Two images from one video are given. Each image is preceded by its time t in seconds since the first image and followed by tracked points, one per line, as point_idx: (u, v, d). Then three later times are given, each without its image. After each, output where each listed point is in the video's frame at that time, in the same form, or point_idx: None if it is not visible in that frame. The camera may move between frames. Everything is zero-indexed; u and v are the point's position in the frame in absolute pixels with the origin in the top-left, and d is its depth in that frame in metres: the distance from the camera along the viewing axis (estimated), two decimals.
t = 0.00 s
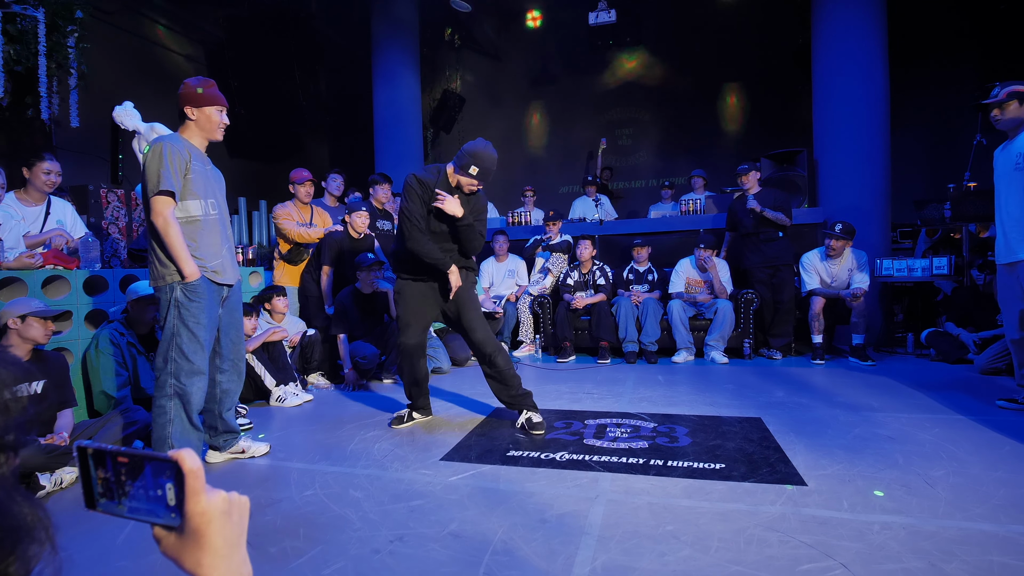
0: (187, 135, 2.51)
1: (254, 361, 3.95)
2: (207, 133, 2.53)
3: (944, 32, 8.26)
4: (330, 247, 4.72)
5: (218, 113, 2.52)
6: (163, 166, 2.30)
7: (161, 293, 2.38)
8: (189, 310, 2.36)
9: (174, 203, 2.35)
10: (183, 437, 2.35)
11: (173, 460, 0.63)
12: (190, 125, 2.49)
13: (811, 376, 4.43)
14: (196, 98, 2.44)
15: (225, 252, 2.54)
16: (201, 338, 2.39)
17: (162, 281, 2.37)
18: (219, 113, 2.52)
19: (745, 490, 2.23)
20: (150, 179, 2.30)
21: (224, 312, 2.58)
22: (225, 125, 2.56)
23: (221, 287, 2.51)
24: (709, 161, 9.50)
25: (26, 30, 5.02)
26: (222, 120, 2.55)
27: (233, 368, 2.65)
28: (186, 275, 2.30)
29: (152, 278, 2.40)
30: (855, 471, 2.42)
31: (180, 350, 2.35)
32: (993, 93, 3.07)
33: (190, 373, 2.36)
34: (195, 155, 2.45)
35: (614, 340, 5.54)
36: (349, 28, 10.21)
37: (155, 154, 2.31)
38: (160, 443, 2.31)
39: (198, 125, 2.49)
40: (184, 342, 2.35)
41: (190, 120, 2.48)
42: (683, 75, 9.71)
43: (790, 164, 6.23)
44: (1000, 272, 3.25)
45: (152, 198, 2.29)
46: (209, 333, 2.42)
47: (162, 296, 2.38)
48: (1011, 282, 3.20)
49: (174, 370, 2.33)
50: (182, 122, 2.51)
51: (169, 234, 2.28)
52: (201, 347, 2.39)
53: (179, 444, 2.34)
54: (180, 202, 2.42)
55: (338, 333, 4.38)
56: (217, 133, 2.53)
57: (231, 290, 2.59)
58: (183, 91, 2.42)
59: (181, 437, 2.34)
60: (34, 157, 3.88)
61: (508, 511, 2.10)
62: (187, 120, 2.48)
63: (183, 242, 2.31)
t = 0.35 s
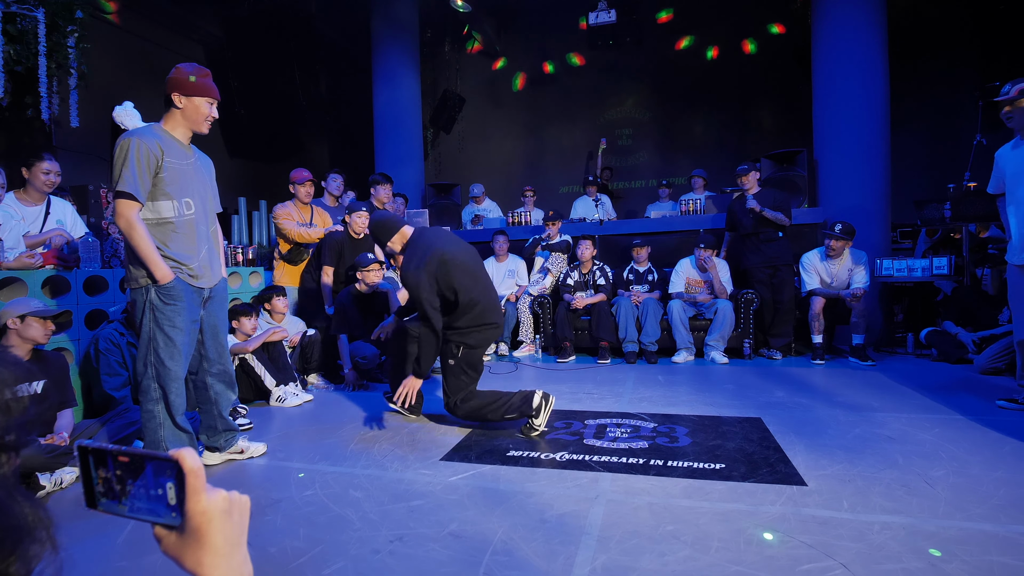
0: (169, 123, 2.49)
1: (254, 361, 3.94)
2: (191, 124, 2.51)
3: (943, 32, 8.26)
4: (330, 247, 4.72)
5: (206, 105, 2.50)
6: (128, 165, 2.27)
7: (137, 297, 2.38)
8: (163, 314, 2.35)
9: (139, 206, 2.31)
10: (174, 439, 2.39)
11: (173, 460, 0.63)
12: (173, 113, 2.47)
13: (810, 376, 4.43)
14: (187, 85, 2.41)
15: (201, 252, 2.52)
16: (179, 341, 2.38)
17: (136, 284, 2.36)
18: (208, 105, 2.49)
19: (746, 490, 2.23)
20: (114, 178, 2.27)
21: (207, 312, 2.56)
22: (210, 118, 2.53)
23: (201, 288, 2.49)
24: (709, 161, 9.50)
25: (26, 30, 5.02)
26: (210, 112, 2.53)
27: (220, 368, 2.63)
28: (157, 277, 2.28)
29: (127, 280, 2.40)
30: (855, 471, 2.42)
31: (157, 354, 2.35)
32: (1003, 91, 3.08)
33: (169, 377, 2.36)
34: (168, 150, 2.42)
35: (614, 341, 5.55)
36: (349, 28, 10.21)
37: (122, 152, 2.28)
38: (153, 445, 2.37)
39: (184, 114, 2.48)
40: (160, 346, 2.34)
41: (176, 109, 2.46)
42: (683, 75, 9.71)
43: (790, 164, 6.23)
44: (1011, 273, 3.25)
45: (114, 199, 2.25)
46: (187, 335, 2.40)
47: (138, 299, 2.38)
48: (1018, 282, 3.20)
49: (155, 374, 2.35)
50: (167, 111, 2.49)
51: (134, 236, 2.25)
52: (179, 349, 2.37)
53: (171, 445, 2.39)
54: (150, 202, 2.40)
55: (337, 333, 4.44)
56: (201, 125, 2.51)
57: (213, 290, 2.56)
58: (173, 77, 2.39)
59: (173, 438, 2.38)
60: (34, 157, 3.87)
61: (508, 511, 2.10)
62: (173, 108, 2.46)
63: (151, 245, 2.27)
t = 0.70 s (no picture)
0: (172, 124, 2.49)
1: (254, 362, 3.97)
2: (193, 125, 2.50)
3: (943, 32, 8.26)
4: (330, 247, 4.70)
5: (207, 107, 2.49)
6: (134, 166, 2.28)
7: (140, 296, 2.37)
8: (168, 314, 2.34)
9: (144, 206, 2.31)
10: (175, 438, 2.39)
11: (173, 460, 0.63)
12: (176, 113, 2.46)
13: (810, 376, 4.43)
14: (190, 86, 2.40)
15: (204, 252, 2.52)
16: (182, 341, 2.37)
17: (139, 283, 2.35)
18: (210, 107, 2.48)
19: (746, 490, 2.23)
20: (120, 180, 2.28)
21: (209, 312, 2.56)
22: (212, 119, 2.52)
23: (201, 289, 2.49)
24: (709, 161, 9.50)
25: (26, 30, 5.01)
26: (212, 115, 2.52)
27: (215, 371, 2.60)
28: (161, 278, 2.28)
29: (130, 280, 2.39)
30: (855, 471, 2.42)
31: (161, 353, 2.34)
32: None
33: (172, 377, 2.35)
34: (172, 151, 2.42)
35: (614, 341, 5.55)
36: (348, 28, 10.20)
37: (127, 152, 2.29)
38: (153, 446, 2.36)
39: (185, 114, 2.47)
40: (164, 346, 2.34)
41: (177, 109, 2.45)
42: (684, 75, 9.70)
43: (790, 164, 6.23)
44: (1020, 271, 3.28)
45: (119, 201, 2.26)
46: (191, 335, 2.41)
47: (141, 298, 2.37)
48: None
49: (158, 374, 2.34)
50: (168, 111, 2.48)
51: (139, 236, 2.25)
52: (182, 349, 2.37)
53: (171, 445, 2.38)
54: (154, 203, 2.40)
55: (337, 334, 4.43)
56: (202, 126, 2.50)
57: (212, 290, 2.56)
58: (178, 78, 2.38)
59: (174, 438, 2.38)
60: (34, 157, 3.87)
61: (508, 511, 2.10)
62: (174, 108, 2.45)
63: (156, 246, 2.28)
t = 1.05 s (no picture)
0: (183, 132, 2.51)
1: (254, 362, 3.93)
2: (202, 134, 2.51)
3: (944, 32, 8.25)
4: (330, 247, 4.70)
5: (218, 117, 2.50)
6: (147, 164, 2.29)
7: (140, 291, 2.35)
8: (167, 308, 2.34)
9: (153, 202, 2.32)
10: (176, 435, 2.39)
11: (174, 460, 0.63)
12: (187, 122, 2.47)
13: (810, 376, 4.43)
14: (200, 98, 2.42)
15: (206, 254, 2.53)
16: (182, 336, 2.38)
17: (140, 279, 2.34)
18: (219, 117, 2.49)
19: (746, 490, 2.23)
20: (131, 174, 2.28)
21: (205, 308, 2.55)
22: (221, 130, 2.53)
23: (200, 286, 2.49)
24: (709, 161, 9.51)
25: (26, 30, 5.01)
26: (221, 125, 2.52)
27: (207, 370, 2.57)
28: (163, 272, 2.27)
29: (129, 275, 2.38)
30: (855, 471, 2.42)
31: (162, 348, 2.34)
32: None
33: (174, 372, 2.36)
34: (184, 155, 2.45)
35: (614, 341, 5.55)
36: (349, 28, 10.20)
37: (141, 151, 2.29)
38: (154, 442, 2.34)
39: (195, 124, 2.48)
40: (165, 340, 2.34)
41: (188, 118, 2.46)
42: (684, 75, 9.70)
43: (791, 164, 6.23)
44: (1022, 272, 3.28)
45: (129, 194, 2.26)
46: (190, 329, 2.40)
47: (140, 293, 2.36)
48: None
49: (160, 369, 2.34)
50: (179, 119, 2.49)
51: (143, 231, 2.25)
52: (182, 344, 2.37)
53: (172, 442, 2.37)
54: (162, 200, 2.41)
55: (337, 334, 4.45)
56: (211, 136, 2.51)
57: (210, 290, 2.56)
58: (187, 90, 2.40)
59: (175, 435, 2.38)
60: (34, 157, 3.86)
61: (508, 512, 2.10)
62: (185, 117, 2.47)
63: (160, 241, 2.28)
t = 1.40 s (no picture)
0: (169, 127, 2.49)
1: (254, 362, 3.94)
2: (190, 128, 2.51)
3: (944, 32, 8.25)
4: (330, 247, 4.70)
5: (205, 111, 2.51)
6: (134, 163, 2.29)
7: (135, 295, 2.35)
8: (164, 312, 2.34)
9: (143, 202, 2.32)
10: (169, 442, 2.36)
11: (176, 461, 0.63)
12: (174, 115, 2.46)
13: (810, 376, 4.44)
14: (187, 90, 2.42)
15: (201, 253, 2.53)
16: (178, 341, 2.38)
17: (135, 282, 2.35)
18: (206, 111, 2.50)
19: (746, 490, 2.23)
20: (119, 175, 2.28)
21: (201, 313, 2.57)
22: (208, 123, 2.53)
23: (197, 288, 2.50)
24: (709, 161, 9.51)
25: (26, 30, 5.02)
26: (208, 117, 2.53)
27: (204, 373, 2.60)
28: (159, 274, 2.27)
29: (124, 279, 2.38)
30: (855, 471, 2.42)
31: (157, 352, 2.34)
32: None
33: (168, 377, 2.35)
34: (171, 152, 2.44)
35: (614, 341, 5.55)
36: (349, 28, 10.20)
37: (126, 150, 2.30)
38: (147, 448, 2.33)
39: (183, 118, 2.47)
40: (160, 345, 2.34)
41: (175, 112, 2.46)
42: (684, 75, 9.71)
43: (790, 164, 6.23)
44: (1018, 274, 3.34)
45: (119, 195, 2.26)
46: (186, 334, 2.41)
47: (136, 297, 2.36)
48: None
49: (154, 374, 2.34)
50: (166, 113, 2.48)
51: (136, 233, 2.25)
52: (177, 349, 2.37)
53: (164, 448, 2.35)
54: (153, 201, 2.41)
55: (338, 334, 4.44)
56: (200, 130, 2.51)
57: (208, 292, 2.58)
58: (173, 82, 2.39)
59: (168, 441, 2.36)
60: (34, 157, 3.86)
61: (508, 512, 2.10)
62: (172, 111, 2.46)
63: (153, 242, 2.28)
